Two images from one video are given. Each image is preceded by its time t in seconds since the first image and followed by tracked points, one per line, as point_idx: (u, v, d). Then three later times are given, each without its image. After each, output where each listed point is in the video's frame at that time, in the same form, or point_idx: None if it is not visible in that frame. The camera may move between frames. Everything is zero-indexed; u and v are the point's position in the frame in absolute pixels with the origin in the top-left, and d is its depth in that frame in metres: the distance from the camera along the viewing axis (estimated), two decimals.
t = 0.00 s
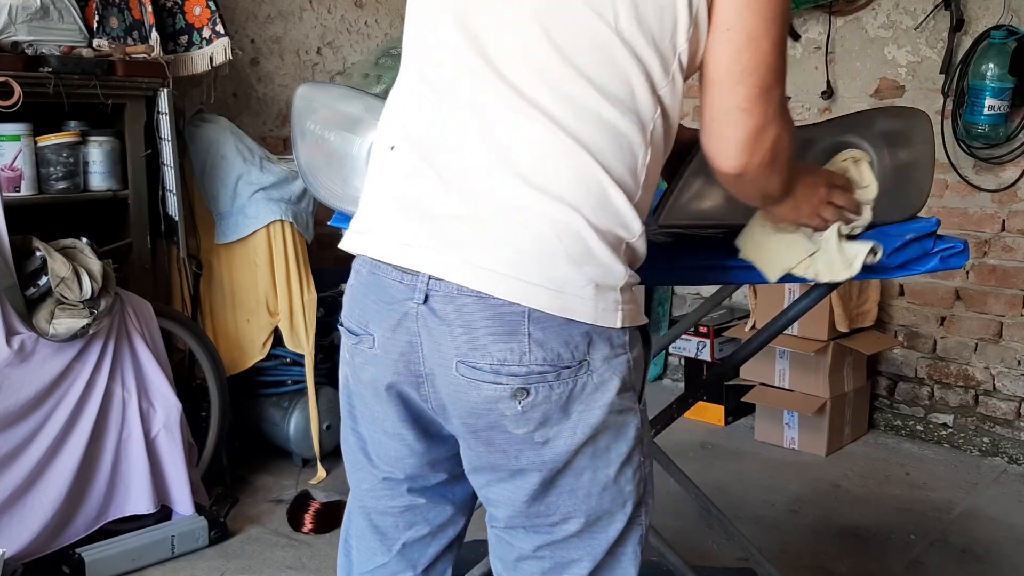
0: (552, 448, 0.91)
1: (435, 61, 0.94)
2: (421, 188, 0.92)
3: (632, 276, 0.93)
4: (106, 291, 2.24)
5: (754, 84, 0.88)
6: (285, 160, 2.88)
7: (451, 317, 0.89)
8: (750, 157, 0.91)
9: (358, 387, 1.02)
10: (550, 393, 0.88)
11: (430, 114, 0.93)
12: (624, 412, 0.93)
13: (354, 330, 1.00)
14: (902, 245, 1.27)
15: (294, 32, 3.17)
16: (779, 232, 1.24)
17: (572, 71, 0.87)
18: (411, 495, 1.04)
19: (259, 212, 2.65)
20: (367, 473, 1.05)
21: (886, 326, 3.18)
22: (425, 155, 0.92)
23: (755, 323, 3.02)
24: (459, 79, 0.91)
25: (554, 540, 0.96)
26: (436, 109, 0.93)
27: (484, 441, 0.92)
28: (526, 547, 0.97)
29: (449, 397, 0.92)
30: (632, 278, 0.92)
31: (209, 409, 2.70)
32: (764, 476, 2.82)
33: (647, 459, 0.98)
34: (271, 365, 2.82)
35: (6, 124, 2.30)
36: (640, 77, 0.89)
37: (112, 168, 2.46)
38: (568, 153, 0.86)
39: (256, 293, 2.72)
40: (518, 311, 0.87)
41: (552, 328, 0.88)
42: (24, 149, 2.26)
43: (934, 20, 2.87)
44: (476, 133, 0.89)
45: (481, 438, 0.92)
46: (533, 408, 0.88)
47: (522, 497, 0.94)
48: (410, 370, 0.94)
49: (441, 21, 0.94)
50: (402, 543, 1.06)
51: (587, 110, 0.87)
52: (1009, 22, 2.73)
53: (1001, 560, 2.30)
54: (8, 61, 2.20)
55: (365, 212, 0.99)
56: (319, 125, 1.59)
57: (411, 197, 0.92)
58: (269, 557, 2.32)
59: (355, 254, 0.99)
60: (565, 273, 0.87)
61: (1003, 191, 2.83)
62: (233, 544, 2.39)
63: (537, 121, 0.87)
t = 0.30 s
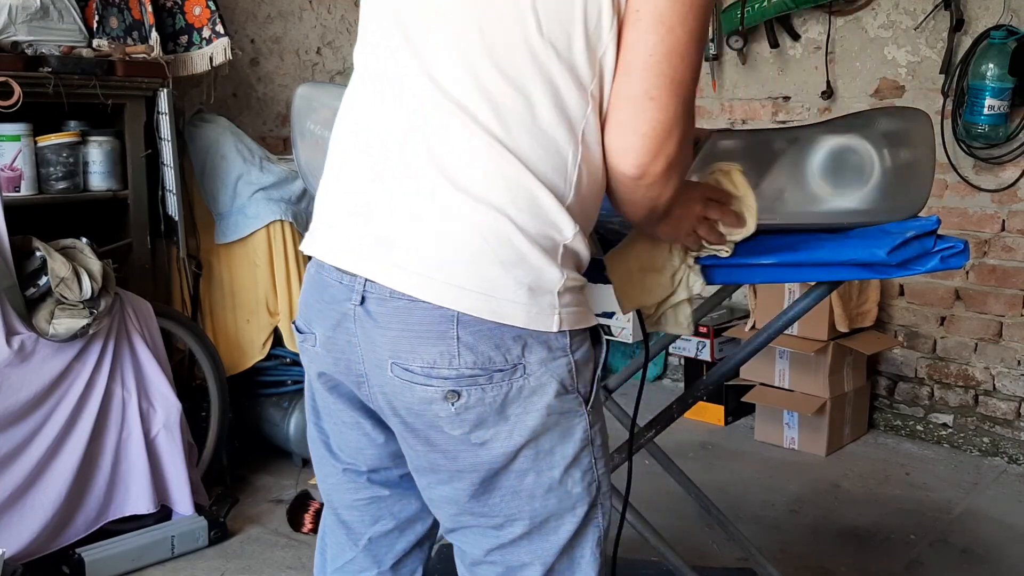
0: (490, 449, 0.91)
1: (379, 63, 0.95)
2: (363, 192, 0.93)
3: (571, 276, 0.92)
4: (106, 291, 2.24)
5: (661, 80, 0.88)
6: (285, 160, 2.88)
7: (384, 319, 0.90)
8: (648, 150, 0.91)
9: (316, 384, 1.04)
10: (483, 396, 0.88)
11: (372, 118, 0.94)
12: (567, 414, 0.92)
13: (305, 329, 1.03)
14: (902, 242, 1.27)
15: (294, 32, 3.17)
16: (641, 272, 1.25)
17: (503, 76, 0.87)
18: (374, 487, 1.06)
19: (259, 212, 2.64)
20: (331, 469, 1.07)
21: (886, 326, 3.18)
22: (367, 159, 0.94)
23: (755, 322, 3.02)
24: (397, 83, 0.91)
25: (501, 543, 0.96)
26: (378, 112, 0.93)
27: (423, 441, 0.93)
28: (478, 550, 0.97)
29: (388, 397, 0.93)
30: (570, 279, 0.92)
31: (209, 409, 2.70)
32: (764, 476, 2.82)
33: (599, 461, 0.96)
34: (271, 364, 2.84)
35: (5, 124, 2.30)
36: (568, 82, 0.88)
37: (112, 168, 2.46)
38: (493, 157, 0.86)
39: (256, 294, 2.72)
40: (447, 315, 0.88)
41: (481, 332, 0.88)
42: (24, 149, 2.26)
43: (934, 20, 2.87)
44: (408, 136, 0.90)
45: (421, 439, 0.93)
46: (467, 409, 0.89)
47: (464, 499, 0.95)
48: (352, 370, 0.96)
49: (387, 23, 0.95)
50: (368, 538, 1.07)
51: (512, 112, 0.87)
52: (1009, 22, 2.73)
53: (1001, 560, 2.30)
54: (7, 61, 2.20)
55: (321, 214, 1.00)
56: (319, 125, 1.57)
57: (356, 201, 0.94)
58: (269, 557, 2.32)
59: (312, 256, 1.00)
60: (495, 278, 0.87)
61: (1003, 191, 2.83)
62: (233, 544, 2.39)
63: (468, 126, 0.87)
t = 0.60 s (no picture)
0: (463, 454, 0.91)
1: (352, 64, 0.94)
2: (334, 195, 0.92)
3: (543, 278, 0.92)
4: (106, 291, 2.24)
5: (689, 93, 0.90)
6: (285, 160, 2.88)
7: (354, 323, 0.90)
8: (688, 155, 0.93)
9: (292, 386, 1.05)
10: (455, 401, 0.88)
11: (344, 119, 0.93)
12: (542, 417, 0.93)
13: (277, 332, 1.02)
14: (902, 241, 1.27)
15: (294, 33, 3.17)
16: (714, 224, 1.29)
17: (477, 77, 0.86)
18: (354, 489, 1.07)
19: (259, 212, 2.65)
20: (311, 471, 1.08)
21: (887, 326, 3.17)
22: (339, 161, 0.93)
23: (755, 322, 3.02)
24: (370, 84, 0.91)
25: (479, 547, 0.96)
26: (349, 114, 0.93)
27: (397, 444, 0.94)
28: (456, 556, 0.98)
29: (361, 400, 0.93)
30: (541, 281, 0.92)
31: (209, 409, 2.70)
32: (764, 476, 2.82)
33: (578, 465, 0.97)
34: (271, 365, 2.83)
35: (5, 124, 2.30)
36: (542, 82, 0.88)
37: (112, 168, 2.46)
38: (463, 158, 0.86)
39: (256, 295, 2.73)
40: (417, 320, 0.88)
41: (452, 337, 0.88)
42: (24, 149, 2.26)
43: (934, 20, 2.87)
44: (379, 137, 0.89)
45: (395, 443, 0.94)
46: (439, 414, 0.89)
47: (439, 504, 0.95)
48: (326, 373, 0.96)
49: (361, 23, 0.94)
50: (350, 539, 1.09)
51: (484, 112, 0.86)
52: (1009, 22, 2.73)
53: (1001, 560, 2.30)
54: (8, 61, 2.20)
55: (293, 216, 1.00)
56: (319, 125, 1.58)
57: (328, 204, 0.93)
58: (269, 557, 2.32)
59: (285, 260, 0.99)
60: (465, 282, 0.87)
61: (1003, 191, 2.83)
62: (233, 544, 2.39)
63: (440, 128, 0.86)
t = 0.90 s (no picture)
0: (462, 458, 0.91)
1: (353, 63, 0.93)
2: (334, 195, 0.92)
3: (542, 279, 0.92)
4: (106, 291, 2.24)
5: (727, 80, 0.92)
6: (284, 160, 2.88)
7: (352, 326, 0.90)
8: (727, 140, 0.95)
9: (288, 390, 1.04)
10: (454, 405, 0.88)
11: (345, 119, 0.93)
12: (542, 422, 0.92)
13: (273, 335, 1.02)
14: (902, 242, 1.26)
15: (294, 32, 3.17)
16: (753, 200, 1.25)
17: (483, 76, 0.86)
18: (351, 493, 1.07)
19: (259, 212, 2.65)
20: (308, 475, 1.08)
21: (886, 326, 3.17)
22: (339, 162, 0.92)
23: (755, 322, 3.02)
24: (372, 84, 0.90)
25: (477, 552, 0.96)
26: (350, 113, 0.92)
27: (395, 449, 0.93)
28: (455, 561, 0.98)
29: (360, 404, 0.93)
30: (541, 282, 0.92)
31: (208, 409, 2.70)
32: (764, 476, 2.82)
33: (578, 470, 0.97)
34: (271, 365, 2.83)
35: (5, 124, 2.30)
36: (548, 82, 0.88)
37: (112, 168, 2.46)
38: (466, 158, 0.86)
39: (256, 295, 2.74)
40: (416, 323, 0.88)
41: (452, 340, 0.88)
42: (24, 149, 2.26)
43: (934, 20, 2.87)
44: (381, 137, 0.89)
45: (394, 448, 0.93)
46: (438, 418, 0.89)
47: (437, 509, 0.95)
48: (324, 376, 0.96)
49: (363, 23, 0.94)
50: (348, 543, 1.09)
51: (486, 112, 0.86)
52: (1009, 22, 2.73)
53: (1001, 560, 2.30)
54: (7, 61, 2.20)
55: (290, 216, 0.99)
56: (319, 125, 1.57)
57: (327, 204, 0.93)
58: (269, 557, 2.32)
59: (281, 261, 0.99)
60: (466, 283, 0.87)
61: (1003, 191, 2.83)
62: (233, 544, 2.39)
63: (446, 128, 0.86)
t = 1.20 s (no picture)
0: (466, 458, 0.92)
1: (361, 65, 0.93)
2: (339, 196, 0.92)
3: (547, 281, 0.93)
4: (106, 291, 2.24)
5: (743, 97, 0.89)
6: (285, 160, 2.88)
7: (357, 326, 0.90)
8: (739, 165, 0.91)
9: (290, 390, 1.05)
10: (459, 405, 0.89)
11: (351, 121, 0.93)
12: (546, 423, 0.93)
13: (276, 334, 1.02)
14: (902, 244, 1.27)
15: (295, 33, 3.18)
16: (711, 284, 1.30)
17: (495, 81, 0.86)
18: (352, 494, 1.07)
19: (259, 213, 2.66)
20: (308, 475, 1.08)
21: (886, 326, 3.18)
22: (345, 164, 0.93)
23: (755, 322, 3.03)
24: (380, 87, 0.91)
25: (479, 552, 0.97)
26: (356, 115, 0.92)
27: (399, 449, 0.94)
28: (456, 561, 0.98)
29: (364, 404, 0.94)
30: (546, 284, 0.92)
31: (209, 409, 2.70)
32: (764, 476, 2.82)
33: (581, 470, 0.98)
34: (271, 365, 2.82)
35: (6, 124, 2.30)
36: (558, 88, 0.88)
37: (112, 168, 2.47)
38: (473, 160, 0.86)
39: (257, 295, 2.74)
40: (421, 323, 0.88)
41: (457, 340, 0.88)
42: (24, 149, 2.26)
43: (933, 20, 2.87)
44: (387, 138, 0.89)
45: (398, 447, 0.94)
46: (442, 418, 0.89)
47: (441, 508, 0.95)
48: (328, 376, 0.96)
49: (372, 23, 0.94)
50: (348, 544, 1.09)
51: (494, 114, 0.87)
52: (1008, 22, 2.73)
53: (1000, 559, 2.30)
54: (8, 61, 2.20)
55: (293, 215, 0.99)
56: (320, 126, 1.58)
57: (332, 205, 0.93)
58: (269, 557, 2.32)
59: (284, 260, 0.98)
60: (472, 284, 0.87)
61: (1003, 191, 2.83)
62: (234, 544, 2.39)
63: (454, 131, 0.86)
